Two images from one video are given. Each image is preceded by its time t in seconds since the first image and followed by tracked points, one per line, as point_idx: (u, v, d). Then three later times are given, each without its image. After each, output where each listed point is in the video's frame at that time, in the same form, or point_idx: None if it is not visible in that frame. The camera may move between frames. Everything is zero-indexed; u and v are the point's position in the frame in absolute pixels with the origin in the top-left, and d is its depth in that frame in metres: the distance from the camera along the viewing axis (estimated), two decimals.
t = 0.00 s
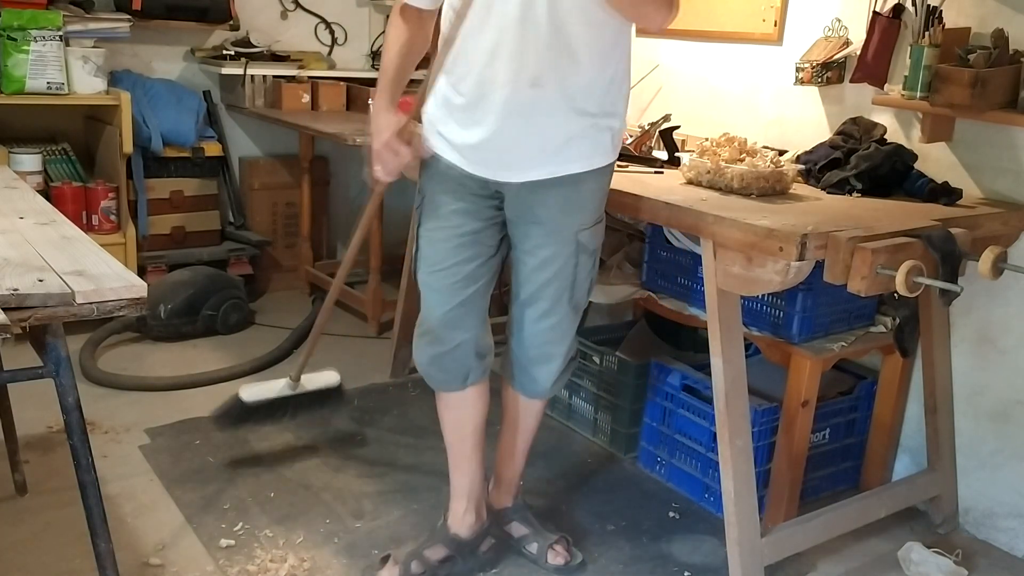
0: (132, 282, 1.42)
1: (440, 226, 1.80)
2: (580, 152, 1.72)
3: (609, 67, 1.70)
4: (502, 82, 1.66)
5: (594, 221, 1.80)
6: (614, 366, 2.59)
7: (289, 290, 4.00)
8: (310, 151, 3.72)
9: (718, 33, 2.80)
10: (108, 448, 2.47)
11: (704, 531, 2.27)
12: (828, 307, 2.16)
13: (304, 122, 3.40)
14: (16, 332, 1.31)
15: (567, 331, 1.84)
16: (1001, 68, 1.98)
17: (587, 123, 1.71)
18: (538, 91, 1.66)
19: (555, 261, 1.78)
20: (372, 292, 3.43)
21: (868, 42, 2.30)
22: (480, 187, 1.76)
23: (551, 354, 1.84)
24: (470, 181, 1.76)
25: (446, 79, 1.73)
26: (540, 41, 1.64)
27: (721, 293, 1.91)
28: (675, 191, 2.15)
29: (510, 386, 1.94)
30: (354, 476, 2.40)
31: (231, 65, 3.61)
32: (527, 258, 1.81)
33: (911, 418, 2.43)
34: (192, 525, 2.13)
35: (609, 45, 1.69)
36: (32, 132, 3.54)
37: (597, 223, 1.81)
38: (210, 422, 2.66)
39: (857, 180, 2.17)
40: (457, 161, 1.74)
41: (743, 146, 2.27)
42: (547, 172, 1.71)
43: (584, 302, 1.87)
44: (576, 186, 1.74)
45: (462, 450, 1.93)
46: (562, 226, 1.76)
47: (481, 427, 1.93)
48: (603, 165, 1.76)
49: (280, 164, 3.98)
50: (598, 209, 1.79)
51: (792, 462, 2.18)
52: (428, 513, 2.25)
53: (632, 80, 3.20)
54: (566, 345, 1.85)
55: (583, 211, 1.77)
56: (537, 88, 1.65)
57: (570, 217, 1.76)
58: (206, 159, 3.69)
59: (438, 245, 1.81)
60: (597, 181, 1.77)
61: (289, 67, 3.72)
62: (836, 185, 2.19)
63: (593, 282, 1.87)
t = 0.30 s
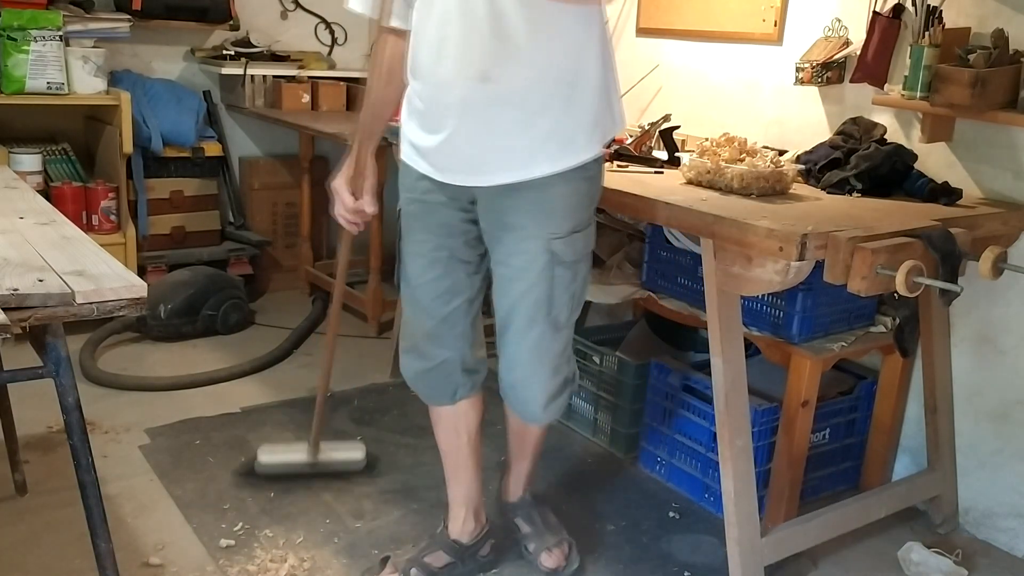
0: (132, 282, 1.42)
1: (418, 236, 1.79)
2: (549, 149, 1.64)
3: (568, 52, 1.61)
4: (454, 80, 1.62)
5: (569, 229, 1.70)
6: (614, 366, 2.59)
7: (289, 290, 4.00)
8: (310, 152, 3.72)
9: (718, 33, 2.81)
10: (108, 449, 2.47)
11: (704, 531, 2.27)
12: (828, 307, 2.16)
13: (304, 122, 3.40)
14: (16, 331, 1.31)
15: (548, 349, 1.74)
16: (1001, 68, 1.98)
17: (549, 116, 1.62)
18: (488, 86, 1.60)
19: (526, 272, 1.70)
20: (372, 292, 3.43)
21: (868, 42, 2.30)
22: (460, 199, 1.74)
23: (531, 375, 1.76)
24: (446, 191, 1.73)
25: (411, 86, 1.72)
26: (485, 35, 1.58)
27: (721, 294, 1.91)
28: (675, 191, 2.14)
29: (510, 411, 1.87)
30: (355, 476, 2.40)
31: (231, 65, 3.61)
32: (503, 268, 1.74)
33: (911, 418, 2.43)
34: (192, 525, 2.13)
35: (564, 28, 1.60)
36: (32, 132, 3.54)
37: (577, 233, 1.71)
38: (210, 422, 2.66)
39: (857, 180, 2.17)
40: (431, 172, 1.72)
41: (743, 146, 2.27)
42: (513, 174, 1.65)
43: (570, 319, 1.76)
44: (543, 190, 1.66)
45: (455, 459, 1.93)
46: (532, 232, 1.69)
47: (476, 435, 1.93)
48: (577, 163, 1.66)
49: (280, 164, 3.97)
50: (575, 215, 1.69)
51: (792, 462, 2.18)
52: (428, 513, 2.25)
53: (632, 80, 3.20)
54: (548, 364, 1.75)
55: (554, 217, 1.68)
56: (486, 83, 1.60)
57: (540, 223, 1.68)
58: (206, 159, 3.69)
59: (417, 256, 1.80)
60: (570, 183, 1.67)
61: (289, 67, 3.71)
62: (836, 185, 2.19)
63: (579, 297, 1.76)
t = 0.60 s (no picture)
0: (132, 281, 1.42)
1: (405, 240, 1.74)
2: (491, 142, 1.44)
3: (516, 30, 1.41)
4: (404, 66, 1.50)
5: (508, 227, 1.46)
6: (613, 366, 2.59)
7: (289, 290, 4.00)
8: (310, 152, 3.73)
9: (719, 32, 2.80)
10: (108, 449, 2.47)
11: (704, 531, 2.27)
12: (828, 307, 2.16)
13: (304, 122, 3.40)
14: (16, 331, 1.31)
15: (478, 366, 1.51)
16: (1001, 68, 1.98)
17: (495, 101, 1.43)
18: (430, 70, 1.45)
19: (460, 273, 1.51)
20: (372, 293, 3.43)
21: (868, 42, 2.30)
22: (437, 200, 1.66)
23: (461, 395, 1.54)
24: (422, 192, 1.66)
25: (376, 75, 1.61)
26: (429, 15, 1.44)
27: (721, 294, 1.91)
28: (675, 191, 2.14)
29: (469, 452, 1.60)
30: (354, 476, 2.40)
31: (231, 65, 3.61)
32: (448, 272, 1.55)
33: (911, 418, 2.43)
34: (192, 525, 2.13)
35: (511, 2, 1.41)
36: (32, 132, 3.54)
37: (518, 233, 1.47)
38: (210, 422, 2.66)
39: (858, 180, 2.17)
40: (405, 169, 1.63)
41: (743, 146, 2.27)
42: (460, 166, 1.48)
43: (508, 335, 1.50)
44: (482, 183, 1.47)
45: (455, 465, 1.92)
46: (467, 229, 1.49)
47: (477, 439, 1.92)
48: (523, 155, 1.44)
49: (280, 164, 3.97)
50: (515, 210, 1.46)
51: (792, 461, 2.18)
52: (428, 512, 2.25)
53: (632, 79, 3.20)
54: (475, 384, 1.51)
55: (488, 211, 1.47)
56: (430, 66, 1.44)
57: (475, 218, 1.48)
58: (206, 159, 3.69)
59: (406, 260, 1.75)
60: (510, 175, 1.46)
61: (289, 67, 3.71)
62: (836, 185, 2.19)
63: (521, 310, 1.50)
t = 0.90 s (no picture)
0: (132, 282, 1.42)
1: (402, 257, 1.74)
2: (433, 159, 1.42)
3: (462, 47, 1.39)
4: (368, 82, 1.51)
5: (448, 251, 1.41)
6: (614, 366, 2.59)
7: (289, 290, 4.00)
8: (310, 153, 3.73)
9: (718, 33, 2.81)
10: (108, 449, 2.47)
11: (704, 531, 2.27)
12: (828, 307, 2.17)
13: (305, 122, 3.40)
14: (16, 331, 1.31)
15: (414, 404, 1.44)
16: (1002, 68, 1.98)
17: (440, 119, 1.41)
18: (384, 84, 1.46)
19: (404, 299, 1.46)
20: (372, 293, 3.43)
21: (868, 42, 2.30)
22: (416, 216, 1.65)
23: (394, 436, 1.45)
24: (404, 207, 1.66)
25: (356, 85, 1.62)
26: (382, 32, 1.43)
27: (721, 294, 1.91)
28: (676, 191, 2.14)
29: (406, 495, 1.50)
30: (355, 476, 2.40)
31: (231, 65, 3.61)
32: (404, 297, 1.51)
33: (911, 418, 2.43)
34: (192, 525, 2.13)
35: (458, 19, 1.38)
36: (32, 132, 3.54)
37: (462, 261, 1.41)
38: (210, 422, 2.66)
39: (858, 180, 2.17)
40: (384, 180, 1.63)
41: (743, 146, 2.27)
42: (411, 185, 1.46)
43: (449, 373, 1.43)
44: (428, 202, 1.43)
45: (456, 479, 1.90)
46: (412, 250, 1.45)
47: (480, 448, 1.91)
48: (467, 174, 1.41)
49: (280, 164, 3.97)
50: (458, 233, 1.41)
51: (792, 461, 2.18)
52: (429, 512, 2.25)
53: (632, 79, 3.20)
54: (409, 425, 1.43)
55: (431, 231, 1.42)
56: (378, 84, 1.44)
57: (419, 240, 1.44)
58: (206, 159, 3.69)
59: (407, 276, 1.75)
60: (454, 194, 1.42)
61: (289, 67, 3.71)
62: (836, 185, 2.19)
63: (464, 347, 1.43)
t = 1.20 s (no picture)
0: (132, 282, 1.42)
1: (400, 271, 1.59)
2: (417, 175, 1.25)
3: (443, 45, 1.20)
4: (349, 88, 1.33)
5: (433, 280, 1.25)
6: (614, 366, 2.59)
7: (289, 290, 3.99)
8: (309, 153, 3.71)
9: (718, 33, 2.80)
10: (108, 449, 2.47)
11: (704, 531, 2.27)
12: (828, 307, 2.17)
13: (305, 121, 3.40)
14: (16, 331, 1.31)
15: (411, 445, 1.32)
16: (1002, 68, 1.98)
17: (421, 127, 1.22)
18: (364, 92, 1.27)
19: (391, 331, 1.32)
20: (372, 293, 3.43)
21: (868, 42, 2.30)
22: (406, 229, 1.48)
23: (392, 478, 1.34)
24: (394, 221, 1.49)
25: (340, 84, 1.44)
26: (359, 30, 1.25)
27: (721, 294, 1.92)
28: (675, 191, 2.14)
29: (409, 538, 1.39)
30: (355, 476, 2.40)
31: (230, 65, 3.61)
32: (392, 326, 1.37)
33: (911, 418, 2.43)
34: (192, 525, 2.13)
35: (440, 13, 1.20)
36: (31, 132, 3.54)
37: (447, 292, 1.25)
38: (210, 422, 2.66)
39: (858, 180, 2.17)
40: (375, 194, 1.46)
41: (743, 146, 2.27)
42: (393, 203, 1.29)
43: (444, 413, 1.30)
44: (408, 224, 1.27)
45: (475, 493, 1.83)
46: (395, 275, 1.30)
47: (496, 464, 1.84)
48: (450, 195, 1.23)
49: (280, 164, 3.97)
50: (443, 261, 1.25)
51: (792, 461, 2.18)
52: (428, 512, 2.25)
53: (633, 79, 3.20)
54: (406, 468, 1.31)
55: (412, 259, 1.26)
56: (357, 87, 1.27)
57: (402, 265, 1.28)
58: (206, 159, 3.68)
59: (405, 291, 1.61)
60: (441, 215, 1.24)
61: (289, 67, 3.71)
62: (836, 185, 2.19)
63: (459, 384, 1.29)
